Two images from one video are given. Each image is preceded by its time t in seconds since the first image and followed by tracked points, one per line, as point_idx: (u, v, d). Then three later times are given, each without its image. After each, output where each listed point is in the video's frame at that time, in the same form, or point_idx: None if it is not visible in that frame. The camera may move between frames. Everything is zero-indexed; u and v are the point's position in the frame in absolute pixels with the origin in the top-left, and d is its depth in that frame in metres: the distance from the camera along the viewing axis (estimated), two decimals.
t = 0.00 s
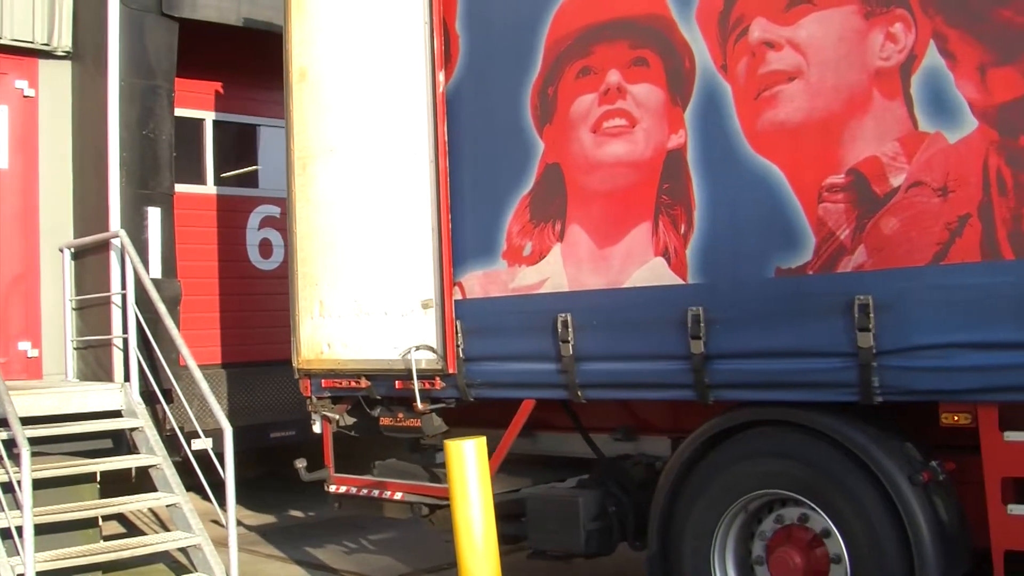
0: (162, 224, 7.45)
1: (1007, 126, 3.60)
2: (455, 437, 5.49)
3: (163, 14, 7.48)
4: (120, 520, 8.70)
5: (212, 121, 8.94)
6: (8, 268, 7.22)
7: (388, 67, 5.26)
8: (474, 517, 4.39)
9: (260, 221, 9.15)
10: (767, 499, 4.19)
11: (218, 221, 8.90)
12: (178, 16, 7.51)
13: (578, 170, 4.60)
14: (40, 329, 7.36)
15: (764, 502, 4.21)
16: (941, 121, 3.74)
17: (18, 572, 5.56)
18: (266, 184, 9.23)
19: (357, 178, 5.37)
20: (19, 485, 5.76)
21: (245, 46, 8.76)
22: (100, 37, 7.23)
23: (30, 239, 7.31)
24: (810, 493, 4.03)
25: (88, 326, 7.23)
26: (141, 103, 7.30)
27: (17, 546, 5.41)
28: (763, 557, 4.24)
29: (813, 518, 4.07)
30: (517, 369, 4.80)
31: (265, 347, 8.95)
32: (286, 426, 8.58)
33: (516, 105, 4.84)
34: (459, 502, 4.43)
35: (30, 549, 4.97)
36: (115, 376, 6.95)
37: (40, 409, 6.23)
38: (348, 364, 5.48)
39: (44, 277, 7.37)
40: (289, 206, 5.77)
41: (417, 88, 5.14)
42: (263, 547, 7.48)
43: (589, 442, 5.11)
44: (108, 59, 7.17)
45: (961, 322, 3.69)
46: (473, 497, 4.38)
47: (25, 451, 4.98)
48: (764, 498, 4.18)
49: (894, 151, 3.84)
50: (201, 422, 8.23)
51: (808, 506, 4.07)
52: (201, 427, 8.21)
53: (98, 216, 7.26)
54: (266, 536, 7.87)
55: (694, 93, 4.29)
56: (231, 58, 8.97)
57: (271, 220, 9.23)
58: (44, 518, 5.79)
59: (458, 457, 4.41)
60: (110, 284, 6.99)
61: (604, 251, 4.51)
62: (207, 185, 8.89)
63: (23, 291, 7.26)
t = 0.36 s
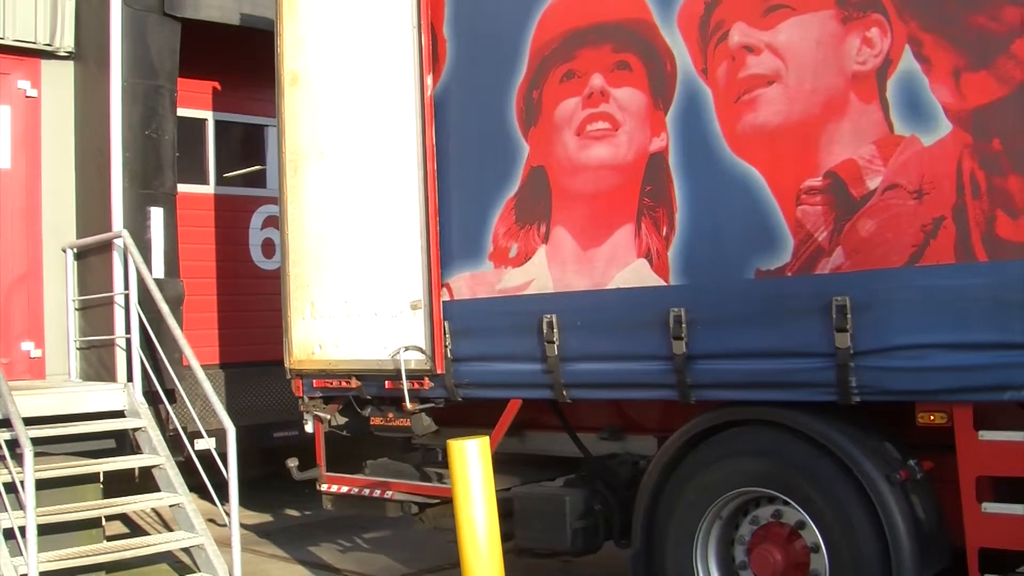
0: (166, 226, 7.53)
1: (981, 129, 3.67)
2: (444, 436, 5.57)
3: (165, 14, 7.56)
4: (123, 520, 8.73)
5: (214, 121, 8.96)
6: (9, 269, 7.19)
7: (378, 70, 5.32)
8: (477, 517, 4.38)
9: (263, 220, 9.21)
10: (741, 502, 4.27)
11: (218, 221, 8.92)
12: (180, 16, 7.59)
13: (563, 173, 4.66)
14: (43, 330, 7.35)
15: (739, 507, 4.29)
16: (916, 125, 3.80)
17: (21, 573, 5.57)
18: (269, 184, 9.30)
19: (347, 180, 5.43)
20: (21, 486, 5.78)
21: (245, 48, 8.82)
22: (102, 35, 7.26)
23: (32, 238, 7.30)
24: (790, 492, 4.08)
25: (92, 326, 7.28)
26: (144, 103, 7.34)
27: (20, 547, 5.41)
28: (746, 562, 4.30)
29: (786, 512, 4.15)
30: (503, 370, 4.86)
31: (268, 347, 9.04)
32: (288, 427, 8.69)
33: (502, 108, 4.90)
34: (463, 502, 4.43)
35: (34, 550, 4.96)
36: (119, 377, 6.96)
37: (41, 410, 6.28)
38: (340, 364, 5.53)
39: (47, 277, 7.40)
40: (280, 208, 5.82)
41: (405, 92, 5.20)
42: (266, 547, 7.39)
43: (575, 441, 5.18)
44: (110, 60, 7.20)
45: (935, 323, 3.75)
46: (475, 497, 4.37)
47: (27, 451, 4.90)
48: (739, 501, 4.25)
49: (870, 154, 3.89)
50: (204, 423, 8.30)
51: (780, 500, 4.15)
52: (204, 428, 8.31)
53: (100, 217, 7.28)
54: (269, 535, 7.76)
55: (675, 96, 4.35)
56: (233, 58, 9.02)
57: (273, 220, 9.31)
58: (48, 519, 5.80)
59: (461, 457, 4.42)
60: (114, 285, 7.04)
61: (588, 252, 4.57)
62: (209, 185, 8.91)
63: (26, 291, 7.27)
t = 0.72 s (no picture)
0: (169, 226, 7.53)
1: (956, 134, 3.73)
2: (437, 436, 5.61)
3: (170, 14, 7.55)
4: (127, 520, 8.76)
5: (219, 121, 9.06)
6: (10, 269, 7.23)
7: (369, 74, 5.38)
8: (481, 518, 4.25)
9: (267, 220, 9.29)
10: (722, 503, 4.33)
11: (218, 220, 8.97)
12: (185, 16, 7.59)
13: (550, 176, 4.72)
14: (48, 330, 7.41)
15: (721, 507, 4.35)
16: (895, 129, 3.86)
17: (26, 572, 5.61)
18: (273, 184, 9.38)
19: (339, 182, 5.49)
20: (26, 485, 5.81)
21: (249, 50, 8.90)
22: (107, 34, 7.31)
23: (38, 239, 7.37)
24: (772, 492, 4.12)
25: (96, 326, 7.33)
26: (148, 102, 7.39)
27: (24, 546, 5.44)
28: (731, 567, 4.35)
29: (762, 506, 4.22)
30: (491, 370, 4.93)
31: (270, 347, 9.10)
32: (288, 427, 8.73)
33: (491, 111, 4.97)
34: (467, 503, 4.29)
35: (38, 550, 5.08)
36: (123, 377, 7.07)
37: (46, 409, 6.34)
38: (332, 364, 5.59)
39: (52, 279, 7.43)
40: (274, 209, 5.88)
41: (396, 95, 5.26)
42: (271, 547, 7.39)
43: (564, 440, 5.23)
44: (115, 60, 7.25)
45: (912, 324, 3.81)
46: (479, 498, 4.24)
47: (32, 450, 4.95)
48: (720, 501, 4.31)
49: (850, 158, 3.95)
50: (207, 422, 8.04)
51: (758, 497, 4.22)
52: (207, 427, 8.08)
53: (105, 218, 7.32)
54: (274, 536, 7.73)
55: (660, 100, 4.40)
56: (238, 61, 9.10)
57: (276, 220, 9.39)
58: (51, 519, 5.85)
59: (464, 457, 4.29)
60: (118, 285, 7.08)
61: (574, 254, 4.63)
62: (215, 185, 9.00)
63: (31, 291, 7.32)
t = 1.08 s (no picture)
0: (173, 231, 7.52)
1: (931, 147, 3.80)
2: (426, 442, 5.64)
3: (174, 21, 7.61)
4: (129, 526, 8.78)
5: (221, 128, 9.13)
6: (20, 270, 7.28)
7: (359, 85, 5.46)
8: (483, 524, 4.07)
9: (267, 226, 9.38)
10: (700, 510, 4.38)
11: (218, 226, 9.06)
12: (187, 22, 7.65)
13: (535, 186, 4.79)
14: (50, 334, 7.40)
15: (699, 514, 4.41)
16: (871, 141, 3.92)
17: None
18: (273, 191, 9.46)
19: (329, 191, 5.55)
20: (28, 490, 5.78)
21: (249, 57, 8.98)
22: (110, 41, 7.30)
23: (41, 246, 7.37)
24: (750, 498, 4.17)
25: (99, 331, 7.29)
26: (152, 108, 7.38)
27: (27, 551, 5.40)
28: None
29: (732, 510, 4.31)
30: (476, 376, 4.99)
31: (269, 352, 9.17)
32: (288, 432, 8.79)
33: (478, 122, 5.04)
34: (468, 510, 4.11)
35: (41, 555, 5.04)
36: (126, 384, 7.05)
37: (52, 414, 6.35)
38: (321, 371, 5.65)
39: (53, 288, 7.40)
40: (266, 217, 5.94)
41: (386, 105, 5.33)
42: (273, 553, 7.27)
43: (551, 447, 5.26)
44: (118, 66, 7.24)
45: (887, 333, 3.87)
46: (481, 504, 4.05)
47: (33, 456, 4.96)
48: (698, 508, 4.37)
49: (827, 169, 4.01)
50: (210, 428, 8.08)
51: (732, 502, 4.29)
52: (211, 433, 8.11)
53: (107, 224, 7.34)
54: (275, 544, 7.63)
55: (642, 111, 4.47)
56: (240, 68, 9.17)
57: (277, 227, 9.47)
58: (54, 524, 5.78)
59: (465, 462, 4.10)
60: (121, 290, 7.08)
61: (558, 263, 4.70)
62: (217, 191, 9.12)
63: (34, 296, 7.31)
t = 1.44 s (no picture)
0: (173, 232, 7.55)
1: (902, 153, 3.87)
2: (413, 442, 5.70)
3: (175, 23, 7.63)
4: (128, 527, 8.79)
5: (222, 130, 9.18)
6: (21, 270, 7.35)
7: (346, 89, 5.53)
8: (482, 527, 4.09)
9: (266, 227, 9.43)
10: (676, 512, 4.47)
11: (215, 227, 9.10)
12: (187, 24, 7.66)
13: (517, 190, 4.87)
14: (50, 336, 7.45)
15: (675, 518, 4.49)
16: (844, 146, 3.98)
17: None
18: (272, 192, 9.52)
19: (317, 194, 5.62)
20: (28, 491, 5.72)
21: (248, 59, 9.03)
22: (111, 43, 7.35)
23: (38, 245, 7.44)
24: (723, 497, 4.24)
25: (99, 333, 7.26)
26: (152, 110, 7.40)
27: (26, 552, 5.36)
28: None
29: (703, 512, 4.40)
30: (460, 377, 5.07)
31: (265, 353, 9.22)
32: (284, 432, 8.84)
33: (462, 126, 5.11)
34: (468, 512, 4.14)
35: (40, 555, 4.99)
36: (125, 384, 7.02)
37: (51, 415, 6.31)
38: (308, 371, 5.72)
39: (53, 282, 7.47)
40: (254, 220, 6.01)
41: (372, 110, 5.40)
42: (272, 555, 7.24)
43: (534, 447, 5.34)
44: (119, 67, 7.30)
45: (859, 336, 3.93)
46: (480, 506, 4.07)
47: (34, 457, 4.93)
48: (674, 509, 4.45)
49: (800, 174, 4.08)
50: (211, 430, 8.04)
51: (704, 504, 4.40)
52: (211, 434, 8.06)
53: (107, 225, 7.36)
54: (273, 545, 7.57)
55: (621, 116, 4.54)
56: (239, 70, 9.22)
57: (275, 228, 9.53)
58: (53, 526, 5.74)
59: (465, 465, 4.12)
60: (121, 292, 7.08)
61: (539, 266, 4.78)
62: (219, 192, 9.16)
63: (33, 297, 7.38)
